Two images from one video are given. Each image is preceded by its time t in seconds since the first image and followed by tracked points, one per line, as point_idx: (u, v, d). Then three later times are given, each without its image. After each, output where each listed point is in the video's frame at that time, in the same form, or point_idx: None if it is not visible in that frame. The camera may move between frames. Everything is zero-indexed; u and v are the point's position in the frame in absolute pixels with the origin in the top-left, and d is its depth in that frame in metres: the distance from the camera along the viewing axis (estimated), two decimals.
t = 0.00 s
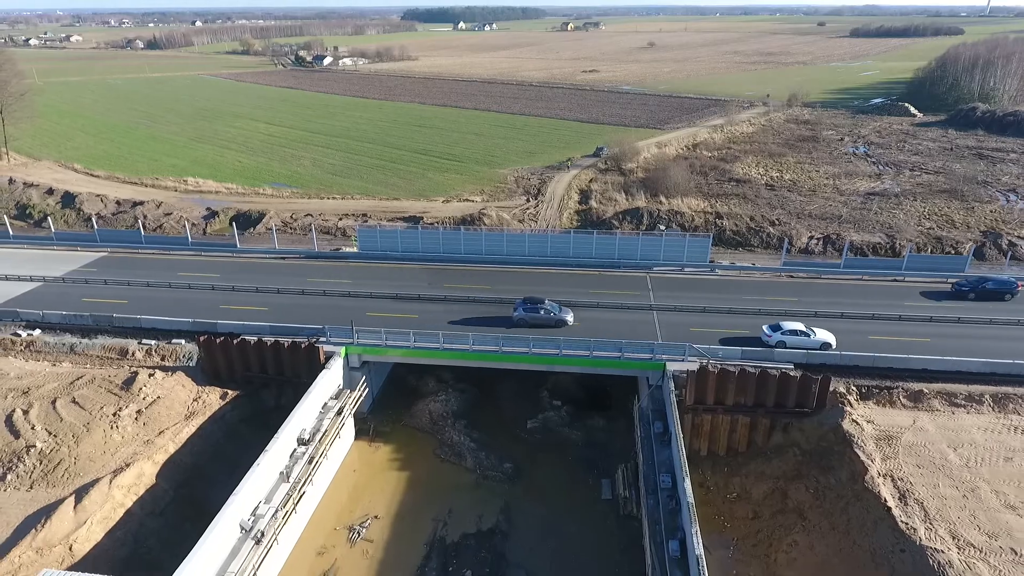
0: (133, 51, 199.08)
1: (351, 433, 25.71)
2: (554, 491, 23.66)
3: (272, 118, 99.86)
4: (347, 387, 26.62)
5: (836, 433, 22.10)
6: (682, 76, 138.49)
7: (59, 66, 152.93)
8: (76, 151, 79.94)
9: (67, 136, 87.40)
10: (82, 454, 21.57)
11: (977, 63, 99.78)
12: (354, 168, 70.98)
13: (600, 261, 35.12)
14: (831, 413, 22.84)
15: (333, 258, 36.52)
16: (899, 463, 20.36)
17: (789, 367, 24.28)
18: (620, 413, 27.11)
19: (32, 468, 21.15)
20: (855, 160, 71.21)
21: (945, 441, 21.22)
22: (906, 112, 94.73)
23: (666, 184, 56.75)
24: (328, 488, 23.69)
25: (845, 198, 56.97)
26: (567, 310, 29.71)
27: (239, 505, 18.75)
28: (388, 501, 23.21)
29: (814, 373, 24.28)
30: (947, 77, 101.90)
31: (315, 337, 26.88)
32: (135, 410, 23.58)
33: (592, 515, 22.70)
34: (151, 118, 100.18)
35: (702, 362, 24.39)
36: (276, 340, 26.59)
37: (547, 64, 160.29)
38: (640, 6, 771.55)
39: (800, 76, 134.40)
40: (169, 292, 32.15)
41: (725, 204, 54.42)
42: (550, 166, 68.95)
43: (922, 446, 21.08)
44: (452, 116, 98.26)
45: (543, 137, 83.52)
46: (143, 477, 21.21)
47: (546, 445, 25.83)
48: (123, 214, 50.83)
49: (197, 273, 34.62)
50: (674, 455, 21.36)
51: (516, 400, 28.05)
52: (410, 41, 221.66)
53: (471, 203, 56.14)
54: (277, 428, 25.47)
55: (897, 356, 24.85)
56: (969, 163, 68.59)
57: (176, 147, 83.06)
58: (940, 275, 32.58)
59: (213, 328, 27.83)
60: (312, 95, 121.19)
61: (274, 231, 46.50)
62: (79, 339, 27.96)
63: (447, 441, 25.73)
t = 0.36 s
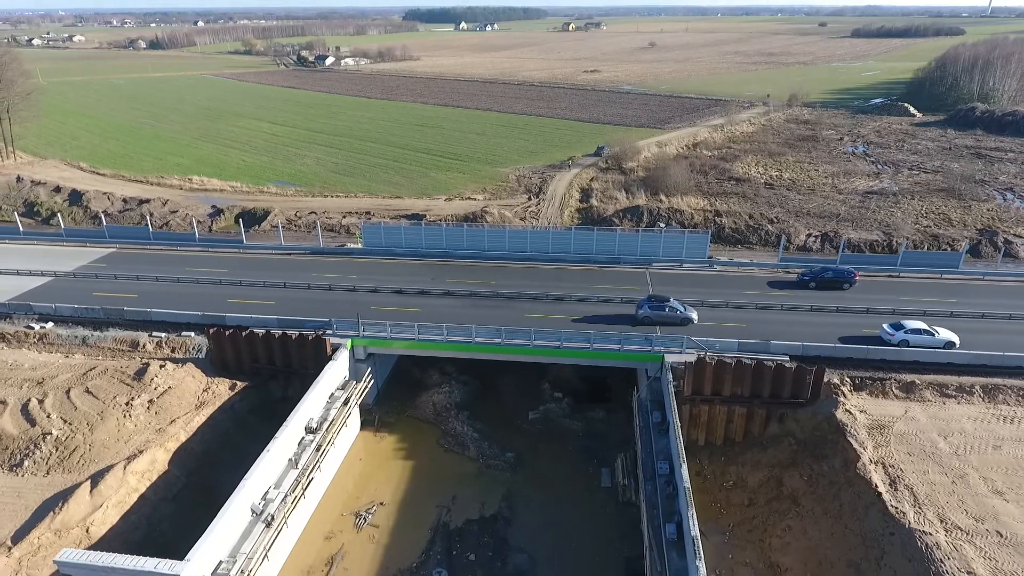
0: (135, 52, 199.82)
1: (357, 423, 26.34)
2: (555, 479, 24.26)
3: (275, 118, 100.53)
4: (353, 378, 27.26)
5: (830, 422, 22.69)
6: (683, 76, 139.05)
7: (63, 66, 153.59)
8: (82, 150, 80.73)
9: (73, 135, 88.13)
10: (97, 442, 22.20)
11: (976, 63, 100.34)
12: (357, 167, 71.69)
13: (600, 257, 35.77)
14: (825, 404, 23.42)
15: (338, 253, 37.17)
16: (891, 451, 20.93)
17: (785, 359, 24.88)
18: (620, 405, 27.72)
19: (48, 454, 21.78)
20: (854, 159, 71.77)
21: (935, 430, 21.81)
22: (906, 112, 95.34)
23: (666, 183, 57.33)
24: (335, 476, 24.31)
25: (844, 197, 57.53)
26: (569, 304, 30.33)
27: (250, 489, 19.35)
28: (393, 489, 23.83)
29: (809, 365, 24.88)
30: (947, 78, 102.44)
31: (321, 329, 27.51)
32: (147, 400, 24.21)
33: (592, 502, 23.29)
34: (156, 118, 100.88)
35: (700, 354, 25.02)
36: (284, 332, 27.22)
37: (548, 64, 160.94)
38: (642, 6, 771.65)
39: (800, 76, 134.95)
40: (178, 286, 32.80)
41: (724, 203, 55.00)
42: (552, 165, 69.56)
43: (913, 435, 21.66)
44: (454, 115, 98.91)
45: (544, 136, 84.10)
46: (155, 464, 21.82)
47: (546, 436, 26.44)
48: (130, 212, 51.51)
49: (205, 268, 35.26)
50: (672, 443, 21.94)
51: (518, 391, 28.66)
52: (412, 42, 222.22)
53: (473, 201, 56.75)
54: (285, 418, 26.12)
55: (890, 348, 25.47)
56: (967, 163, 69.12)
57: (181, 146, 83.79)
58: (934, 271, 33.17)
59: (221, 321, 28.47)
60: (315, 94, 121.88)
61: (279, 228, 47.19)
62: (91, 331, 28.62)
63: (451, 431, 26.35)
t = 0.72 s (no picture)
0: (138, 51, 200.72)
1: (363, 413, 26.97)
2: (556, 467, 24.88)
3: (278, 117, 101.27)
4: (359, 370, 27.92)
5: (824, 412, 23.28)
6: (683, 77, 139.67)
7: (66, 66, 154.43)
8: (87, 148, 81.47)
9: (78, 133, 88.85)
10: (111, 429, 22.85)
11: (975, 63, 100.88)
12: (360, 165, 72.34)
13: (601, 253, 36.42)
14: (820, 395, 24.01)
15: (343, 249, 37.84)
16: (882, 439, 21.54)
17: (780, 351, 25.49)
18: (619, 396, 28.36)
19: (64, 441, 22.41)
20: (853, 159, 72.33)
21: (926, 419, 22.41)
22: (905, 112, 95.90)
23: (666, 182, 57.95)
24: (341, 464, 24.95)
25: (842, 196, 58.11)
26: (570, 297, 30.98)
27: (261, 474, 19.95)
28: (398, 477, 24.48)
29: (804, 357, 25.50)
30: (947, 78, 102.98)
31: (328, 322, 28.18)
32: (159, 389, 24.85)
33: (593, 489, 23.90)
34: (160, 117, 101.64)
35: (697, 346, 25.63)
36: (291, 324, 27.87)
37: (549, 64, 161.58)
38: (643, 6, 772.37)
39: (800, 77, 135.52)
40: (186, 280, 33.47)
41: (724, 201, 55.60)
42: (553, 164, 70.20)
43: (905, 424, 22.26)
44: (456, 115, 99.54)
45: (545, 136, 84.71)
46: (168, 450, 22.49)
47: (548, 426, 27.07)
48: (137, 209, 52.20)
49: (213, 263, 35.93)
50: (670, 432, 22.53)
51: (519, 383, 29.29)
52: (413, 42, 222.94)
53: (475, 199, 57.39)
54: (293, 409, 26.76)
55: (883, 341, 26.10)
56: (965, 162, 69.68)
57: (185, 144, 84.50)
58: (929, 266, 33.74)
59: (230, 314, 29.15)
60: (317, 94, 122.59)
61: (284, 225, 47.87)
62: (102, 324, 29.28)
63: (454, 421, 26.98)
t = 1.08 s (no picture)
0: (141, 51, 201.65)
1: (369, 403, 27.59)
2: (558, 457, 25.48)
3: (281, 116, 101.97)
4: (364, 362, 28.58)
5: (818, 402, 23.87)
6: (684, 77, 140.23)
7: (70, 65, 155.20)
8: (93, 147, 82.24)
9: (83, 132, 89.61)
10: (125, 417, 23.53)
11: (975, 63, 101.34)
12: (363, 164, 73.00)
13: (601, 248, 37.04)
14: (814, 385, 24.60)
15: (349, 245, 38.50)
16: (874, 427, 22.16)
17: (776, 343, 26.11)
18: (619, 388, 28.99)
19: (80, 428, 23.08)
20: (852, 158, 72.90)
21: (918, 408, 23.02)
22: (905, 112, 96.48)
23: (666, 180, 58.56)
24: (348, 453, 25.57)
25: (841, 194, 58.69)
26: (571, 292, 31.62)
27: (273, 458, 20.60)
28: (403, 465, 25.10)
29: (799, 348, 26.09)
30: (946, 78, 103.44)
31: (335, 315, 28.84)
32: (171, 379, 25.55)
33: (593, 477, 24.53)
34: (164, 116, 102.36)
35: (695, 337, 26.24)
36: (299, 316, 28.53)
37: (551, 64, 162.19)
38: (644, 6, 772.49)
39: (801, 77, 135.99)
40: (195, 275, 34.16)
41: (723, 199, 56.19)
42: (554, 162, 70.84)
43: (898, 413, 22.86)
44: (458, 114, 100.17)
45: (547, 135, 85.33)
46: (181, 438, 23.16)
47: (549, 416, 27.68)
48: (144, 207, 52.93)
49: (221, 258, 36.60)
50: (668, 419, 23.11)
51: (522, 375, 29.91)
52: (415, 42, 223.61)
53: (477, 197, 58.03)
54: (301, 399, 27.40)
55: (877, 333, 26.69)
56: (963, 161, 70.21)
57: (190, 143, 85.24)
58: (924, 262, 34.34)
59: (239, 307, 29.81)
60: (320, 93, 123.39)
61: (289, 222, 48.54)
62: (115, 317, 29.99)
63: (458, 412, 27.61)
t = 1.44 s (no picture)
0: (143, 51, 202.46)
1: (374, 394, 28.24)
2: (559, 445, 26.13)
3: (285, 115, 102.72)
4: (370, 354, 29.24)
5: (813, 392, 24.49)
6: (685, 76, 140.84)
7: (74, 65, 155.92)
8: (98, 146, 82.93)
9: (88, 131, 90.33)
10: (139, 405, 24.20)
11: (974, 63, 101.81)
12: (367, 163, 73.69)
13: (602, 244, 37.70)
14: (809, 376, 25.23)
15: (354, 240, 39.17)
16: (867, 416, 22.79)
17: (773, 335, 26.72)
18: (619, 380, 29.64)
19: (95, 416, 23.73)
20: (852, 156, 73.46)
21: (910, 398, 23.67)
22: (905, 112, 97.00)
23: (667, 178, 59.18)
24: (355, 441, 26.23)
25: (840, 192, 59.25)
26: (572, 286, 32.26)
27: (283, 443, 21.27)
28: (409, 453, 25.76)
29: (795, 341, 26.71)
30: (946, 78, 103.91)
31: (342, 308, 29.48)
32: (182, 369, 26.22)
33: (594, 465, 25.18)
34: (168, 115, 103.12)
35: (694, 330, 26.85)
36: (306, 309, 29.17)
37: (552, 64, 162.89)
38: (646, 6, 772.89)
39: (802, 77, 136.56)
40: (203, 270, 34.85)
41: (723, 197, 56.81)
42: (556, 161, 71.50)
43: (890, 402, 23.50)
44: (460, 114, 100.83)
45: (548, 134, 85.98)
46: (193, 426, 23.83)
47: (551, 407, 28.32)
48: (151, 204, 53.64)
49: (228, 253, 37.27)
50: (667, 409, 23.71)
51: (524, 367, 30.56)
52: (417, 42, 224.43)
53: (480, 195, 58.69)
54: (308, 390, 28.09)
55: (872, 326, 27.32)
56: (962, 160, 70.75)
57: (194, 142, 86.03)
58: (920, 258, 34.94)
59: (247, 301, 30.47)
60: (323, 93, 124.12)
61: (295, 219, 49.24)
62: (126, 310, 30.65)
63: (462, 402, 28.28)
